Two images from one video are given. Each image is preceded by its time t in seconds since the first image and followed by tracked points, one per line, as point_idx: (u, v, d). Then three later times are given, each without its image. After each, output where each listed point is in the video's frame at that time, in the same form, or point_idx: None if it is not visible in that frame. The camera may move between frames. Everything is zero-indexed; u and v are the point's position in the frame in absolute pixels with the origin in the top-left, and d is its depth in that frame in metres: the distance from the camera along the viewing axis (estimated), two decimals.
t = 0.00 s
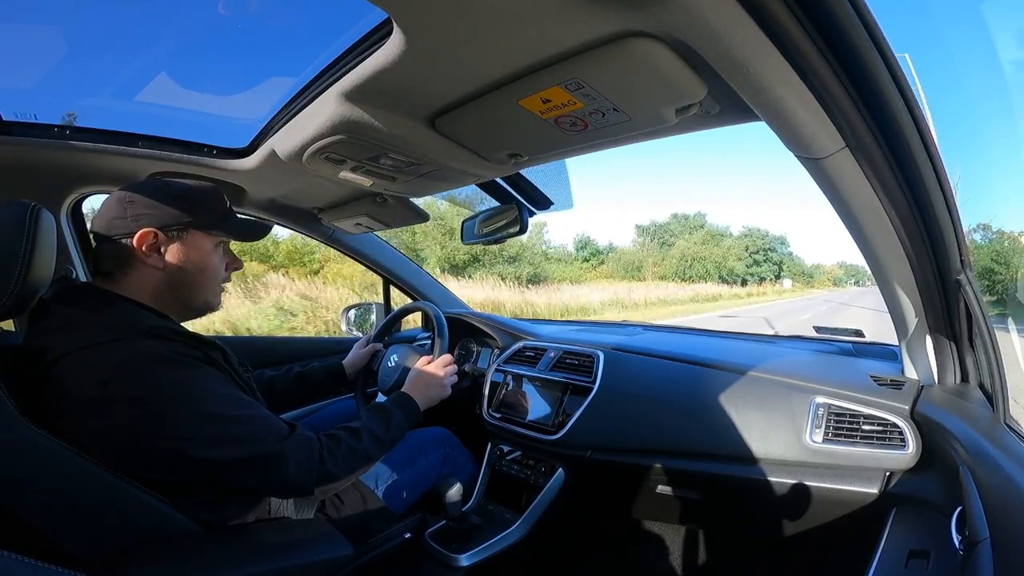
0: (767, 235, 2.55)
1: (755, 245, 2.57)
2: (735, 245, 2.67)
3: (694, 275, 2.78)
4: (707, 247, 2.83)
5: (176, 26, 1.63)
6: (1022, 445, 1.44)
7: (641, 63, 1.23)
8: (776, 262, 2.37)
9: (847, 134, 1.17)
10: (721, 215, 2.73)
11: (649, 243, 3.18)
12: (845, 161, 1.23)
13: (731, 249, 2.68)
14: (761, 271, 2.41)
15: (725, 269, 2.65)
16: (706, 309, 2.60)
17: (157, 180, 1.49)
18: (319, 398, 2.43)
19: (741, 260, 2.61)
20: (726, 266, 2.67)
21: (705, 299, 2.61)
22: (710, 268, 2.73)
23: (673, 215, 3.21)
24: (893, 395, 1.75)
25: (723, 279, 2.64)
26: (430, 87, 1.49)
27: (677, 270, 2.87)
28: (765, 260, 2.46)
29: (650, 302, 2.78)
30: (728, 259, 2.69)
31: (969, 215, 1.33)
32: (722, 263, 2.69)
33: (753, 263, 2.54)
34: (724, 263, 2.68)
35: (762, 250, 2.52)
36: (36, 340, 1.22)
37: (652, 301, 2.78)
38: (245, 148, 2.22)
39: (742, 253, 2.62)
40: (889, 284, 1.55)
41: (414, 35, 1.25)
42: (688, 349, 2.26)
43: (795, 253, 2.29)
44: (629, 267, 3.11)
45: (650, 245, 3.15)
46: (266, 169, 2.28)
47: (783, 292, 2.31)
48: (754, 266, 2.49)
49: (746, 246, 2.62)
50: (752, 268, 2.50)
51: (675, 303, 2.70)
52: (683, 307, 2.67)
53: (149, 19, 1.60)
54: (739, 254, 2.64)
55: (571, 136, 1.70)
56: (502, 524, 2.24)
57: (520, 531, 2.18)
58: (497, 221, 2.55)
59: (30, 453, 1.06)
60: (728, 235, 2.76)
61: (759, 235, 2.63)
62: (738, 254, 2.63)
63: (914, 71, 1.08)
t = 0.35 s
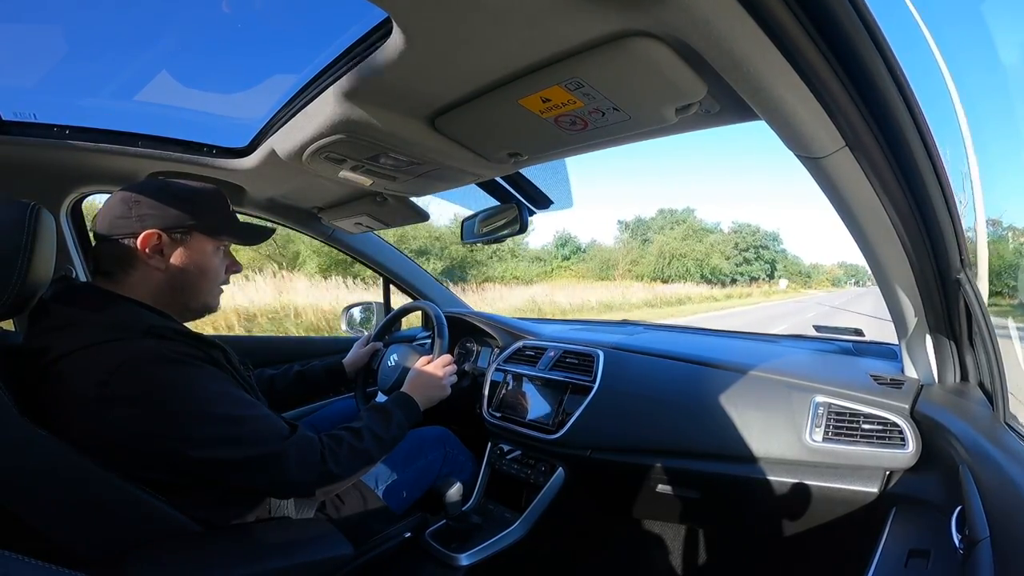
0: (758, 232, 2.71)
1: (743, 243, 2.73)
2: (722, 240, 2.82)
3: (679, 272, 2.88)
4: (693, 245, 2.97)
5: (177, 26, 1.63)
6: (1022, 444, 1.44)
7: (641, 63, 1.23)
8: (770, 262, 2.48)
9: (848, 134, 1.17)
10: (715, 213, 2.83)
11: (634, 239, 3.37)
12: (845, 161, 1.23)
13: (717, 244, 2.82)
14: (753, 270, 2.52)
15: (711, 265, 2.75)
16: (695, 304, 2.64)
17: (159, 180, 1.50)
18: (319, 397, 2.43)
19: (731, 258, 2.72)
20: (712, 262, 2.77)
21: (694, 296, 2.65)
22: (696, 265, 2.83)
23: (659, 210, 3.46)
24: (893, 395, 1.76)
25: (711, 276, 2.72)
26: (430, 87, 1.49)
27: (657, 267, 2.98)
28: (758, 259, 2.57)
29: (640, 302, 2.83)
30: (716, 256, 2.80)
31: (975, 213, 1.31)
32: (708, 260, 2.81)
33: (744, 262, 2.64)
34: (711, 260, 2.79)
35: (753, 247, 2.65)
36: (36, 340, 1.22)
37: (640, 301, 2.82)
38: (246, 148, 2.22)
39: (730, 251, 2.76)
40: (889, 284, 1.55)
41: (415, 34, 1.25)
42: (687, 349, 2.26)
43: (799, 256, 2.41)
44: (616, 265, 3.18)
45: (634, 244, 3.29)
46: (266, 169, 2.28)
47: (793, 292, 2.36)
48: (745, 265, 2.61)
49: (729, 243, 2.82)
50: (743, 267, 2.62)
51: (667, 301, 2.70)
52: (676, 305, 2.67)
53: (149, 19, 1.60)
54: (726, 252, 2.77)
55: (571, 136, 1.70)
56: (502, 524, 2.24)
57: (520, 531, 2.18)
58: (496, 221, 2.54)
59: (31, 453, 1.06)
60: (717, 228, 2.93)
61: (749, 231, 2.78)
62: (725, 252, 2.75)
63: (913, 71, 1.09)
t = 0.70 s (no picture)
0: (746, 231, 2.91)
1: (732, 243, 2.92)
2: (706, 240, 3.00)
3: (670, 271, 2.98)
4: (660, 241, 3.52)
5: (176, 26, 1.63)
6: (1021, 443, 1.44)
7: (640, 63, 1.23)
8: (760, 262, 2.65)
9: (847, 134, 1.17)
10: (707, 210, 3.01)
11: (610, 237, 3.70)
12: (845, 161, 1.23)
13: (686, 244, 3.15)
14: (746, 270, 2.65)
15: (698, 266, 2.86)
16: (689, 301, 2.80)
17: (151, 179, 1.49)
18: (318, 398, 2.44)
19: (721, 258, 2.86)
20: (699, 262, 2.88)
21: (684, 297, 2.74)
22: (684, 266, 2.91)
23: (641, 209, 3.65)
24: (893, 395, 1.76)
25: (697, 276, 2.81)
26: (428, 87, 1.49)
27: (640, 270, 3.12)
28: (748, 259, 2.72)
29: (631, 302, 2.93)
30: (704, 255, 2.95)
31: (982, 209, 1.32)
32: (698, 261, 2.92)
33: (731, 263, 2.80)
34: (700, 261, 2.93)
35: (741, 244, 2.87)
36: (35, 340, 1.22)
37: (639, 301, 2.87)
38: (245, 149, 2.22)
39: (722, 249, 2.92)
40: (888, 284, 1.55)
41: (413, 34, 1.25)
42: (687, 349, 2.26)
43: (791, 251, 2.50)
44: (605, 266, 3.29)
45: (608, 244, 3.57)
46: (265, 170, 2.28)
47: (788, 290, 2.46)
48: (731, 266, 2.74)
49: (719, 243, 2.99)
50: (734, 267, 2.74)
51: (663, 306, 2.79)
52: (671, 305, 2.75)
53: (148, 20, 1.60)
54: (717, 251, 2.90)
55: (571, 136, 1.70)
56: (502, 524, 2.24)
57: (521, 532, 2.18)
58: (496, 222, 2.55)
59: (29, 454, 1.05)
60: (703, 228, 3.14)
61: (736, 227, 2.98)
62: (713, 253, 2.86)
63: (914, 71, 1.08)
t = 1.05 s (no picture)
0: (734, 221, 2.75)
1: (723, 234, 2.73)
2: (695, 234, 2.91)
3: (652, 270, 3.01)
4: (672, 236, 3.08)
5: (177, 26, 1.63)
6: (1021, 444, 1.45)
7: (641, 64, 1.23)
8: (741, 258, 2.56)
9: (847, 135, 1.17)
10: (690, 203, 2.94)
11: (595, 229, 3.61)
12: (845, 162, 1.23)
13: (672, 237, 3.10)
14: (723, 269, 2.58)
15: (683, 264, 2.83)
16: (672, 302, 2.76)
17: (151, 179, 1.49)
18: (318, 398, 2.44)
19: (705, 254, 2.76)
20: (684, 261, 2.85)
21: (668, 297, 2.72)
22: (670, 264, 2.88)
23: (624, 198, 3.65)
24: (893, 396, 1.76)
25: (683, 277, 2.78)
26: (429, 88, 1.49)
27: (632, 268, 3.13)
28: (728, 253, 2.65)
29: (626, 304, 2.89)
30: (687, 252, 2.89)
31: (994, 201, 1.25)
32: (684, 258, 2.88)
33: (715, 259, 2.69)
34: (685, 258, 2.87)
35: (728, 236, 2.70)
36: (35, 341, 1.22)
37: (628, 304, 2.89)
38: (246, 149, 2.22)
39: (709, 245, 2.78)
40: (889, 284, 1.55)
41: (414, 35, 1.25)
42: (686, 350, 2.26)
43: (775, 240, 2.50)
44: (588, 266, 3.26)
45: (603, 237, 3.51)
46: (266, 170, 2.28)
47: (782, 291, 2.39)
48: (718, 261, 2.65)
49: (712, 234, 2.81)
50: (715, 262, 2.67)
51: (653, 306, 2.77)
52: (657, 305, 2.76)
53: (148, 21, 1.60)
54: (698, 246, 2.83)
55: (571, 137, 1.70)
56: (501, 525, 2.24)
57: (520, 532, 2.18)
58: (496, 222, 2.54)
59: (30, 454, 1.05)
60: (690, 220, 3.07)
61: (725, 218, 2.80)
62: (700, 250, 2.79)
63: (914, 73, 1.07)
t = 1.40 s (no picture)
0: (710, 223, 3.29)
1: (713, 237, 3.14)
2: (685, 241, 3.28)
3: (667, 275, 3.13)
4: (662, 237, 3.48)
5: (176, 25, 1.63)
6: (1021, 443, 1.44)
7: (641, 63, 1.23)
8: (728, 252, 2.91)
9: (847, 135, 1.17)
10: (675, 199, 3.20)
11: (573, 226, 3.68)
12: (844, 161, 1.24)
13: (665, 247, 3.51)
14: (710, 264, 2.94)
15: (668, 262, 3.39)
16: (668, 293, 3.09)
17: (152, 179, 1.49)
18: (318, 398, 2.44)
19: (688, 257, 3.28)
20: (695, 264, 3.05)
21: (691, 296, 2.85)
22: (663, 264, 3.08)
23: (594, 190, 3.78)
24: (893, 395, 1.75)
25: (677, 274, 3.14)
26: (428, 88, 1.49)
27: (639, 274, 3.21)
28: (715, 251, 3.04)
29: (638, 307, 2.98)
30: (662, 250, 3.60)
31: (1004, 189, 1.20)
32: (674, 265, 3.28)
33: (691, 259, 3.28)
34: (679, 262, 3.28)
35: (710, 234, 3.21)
36: (36, 341, 1.22)
37: (624, 302, 3.08)
38: (246, 149, 2.22)
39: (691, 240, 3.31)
40: (889, 284, 1.55)
41: (414, 35, 1.25)
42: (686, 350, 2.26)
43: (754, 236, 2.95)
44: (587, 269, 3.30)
45: (565, 234, 3.86)
46: (266, 170, 2.27)
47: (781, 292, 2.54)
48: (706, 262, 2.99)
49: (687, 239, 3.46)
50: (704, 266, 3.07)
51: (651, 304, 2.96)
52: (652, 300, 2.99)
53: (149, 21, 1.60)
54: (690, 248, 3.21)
55: (571, 137, 1.70)
56: (502, 525, 2.24)
57: (521, 532, 2.18)
58: (496, 221, 2.54)
59: (29, 454, 1.05)
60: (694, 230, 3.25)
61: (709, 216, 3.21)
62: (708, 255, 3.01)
63: (914, 72, 1.08)
